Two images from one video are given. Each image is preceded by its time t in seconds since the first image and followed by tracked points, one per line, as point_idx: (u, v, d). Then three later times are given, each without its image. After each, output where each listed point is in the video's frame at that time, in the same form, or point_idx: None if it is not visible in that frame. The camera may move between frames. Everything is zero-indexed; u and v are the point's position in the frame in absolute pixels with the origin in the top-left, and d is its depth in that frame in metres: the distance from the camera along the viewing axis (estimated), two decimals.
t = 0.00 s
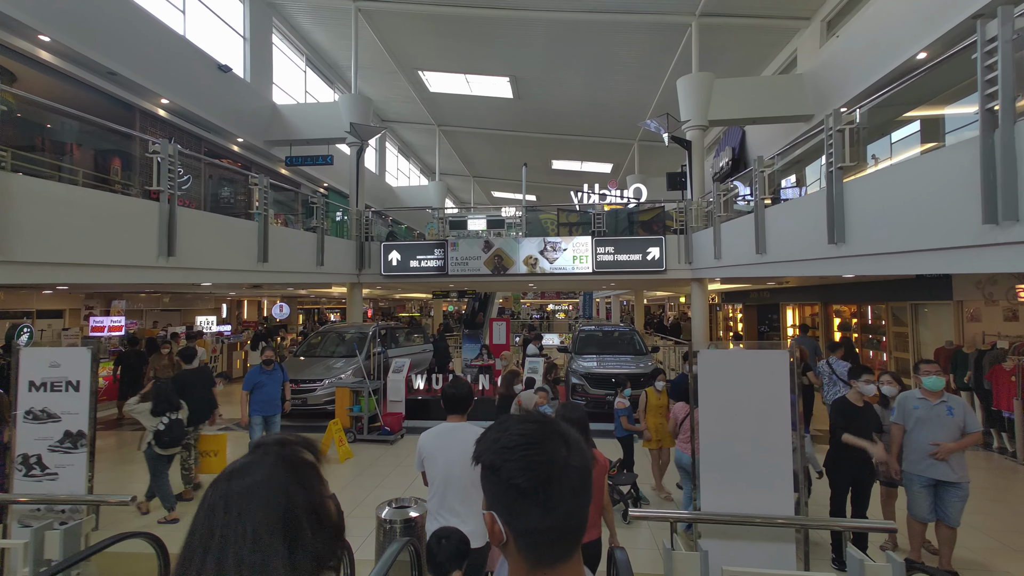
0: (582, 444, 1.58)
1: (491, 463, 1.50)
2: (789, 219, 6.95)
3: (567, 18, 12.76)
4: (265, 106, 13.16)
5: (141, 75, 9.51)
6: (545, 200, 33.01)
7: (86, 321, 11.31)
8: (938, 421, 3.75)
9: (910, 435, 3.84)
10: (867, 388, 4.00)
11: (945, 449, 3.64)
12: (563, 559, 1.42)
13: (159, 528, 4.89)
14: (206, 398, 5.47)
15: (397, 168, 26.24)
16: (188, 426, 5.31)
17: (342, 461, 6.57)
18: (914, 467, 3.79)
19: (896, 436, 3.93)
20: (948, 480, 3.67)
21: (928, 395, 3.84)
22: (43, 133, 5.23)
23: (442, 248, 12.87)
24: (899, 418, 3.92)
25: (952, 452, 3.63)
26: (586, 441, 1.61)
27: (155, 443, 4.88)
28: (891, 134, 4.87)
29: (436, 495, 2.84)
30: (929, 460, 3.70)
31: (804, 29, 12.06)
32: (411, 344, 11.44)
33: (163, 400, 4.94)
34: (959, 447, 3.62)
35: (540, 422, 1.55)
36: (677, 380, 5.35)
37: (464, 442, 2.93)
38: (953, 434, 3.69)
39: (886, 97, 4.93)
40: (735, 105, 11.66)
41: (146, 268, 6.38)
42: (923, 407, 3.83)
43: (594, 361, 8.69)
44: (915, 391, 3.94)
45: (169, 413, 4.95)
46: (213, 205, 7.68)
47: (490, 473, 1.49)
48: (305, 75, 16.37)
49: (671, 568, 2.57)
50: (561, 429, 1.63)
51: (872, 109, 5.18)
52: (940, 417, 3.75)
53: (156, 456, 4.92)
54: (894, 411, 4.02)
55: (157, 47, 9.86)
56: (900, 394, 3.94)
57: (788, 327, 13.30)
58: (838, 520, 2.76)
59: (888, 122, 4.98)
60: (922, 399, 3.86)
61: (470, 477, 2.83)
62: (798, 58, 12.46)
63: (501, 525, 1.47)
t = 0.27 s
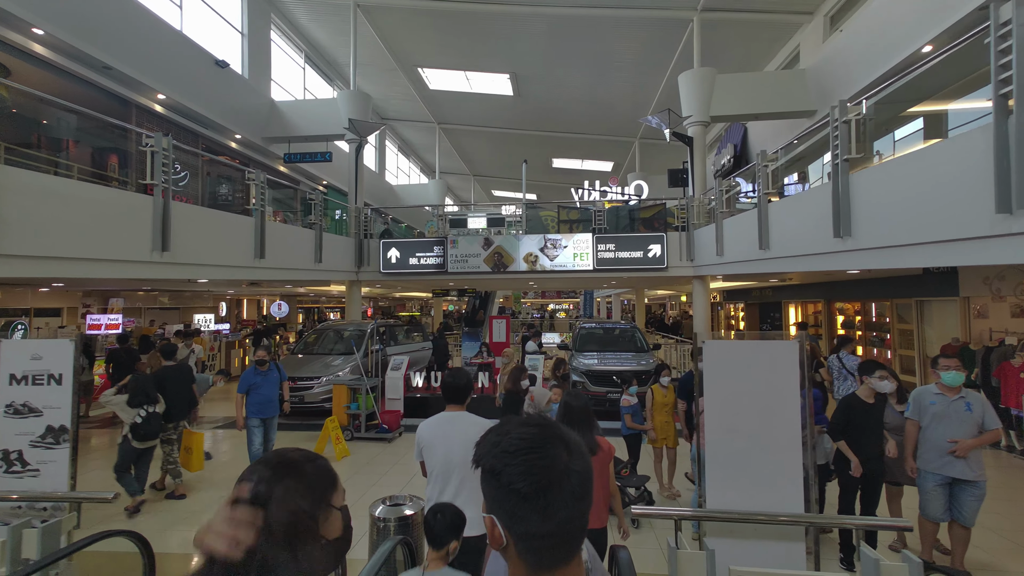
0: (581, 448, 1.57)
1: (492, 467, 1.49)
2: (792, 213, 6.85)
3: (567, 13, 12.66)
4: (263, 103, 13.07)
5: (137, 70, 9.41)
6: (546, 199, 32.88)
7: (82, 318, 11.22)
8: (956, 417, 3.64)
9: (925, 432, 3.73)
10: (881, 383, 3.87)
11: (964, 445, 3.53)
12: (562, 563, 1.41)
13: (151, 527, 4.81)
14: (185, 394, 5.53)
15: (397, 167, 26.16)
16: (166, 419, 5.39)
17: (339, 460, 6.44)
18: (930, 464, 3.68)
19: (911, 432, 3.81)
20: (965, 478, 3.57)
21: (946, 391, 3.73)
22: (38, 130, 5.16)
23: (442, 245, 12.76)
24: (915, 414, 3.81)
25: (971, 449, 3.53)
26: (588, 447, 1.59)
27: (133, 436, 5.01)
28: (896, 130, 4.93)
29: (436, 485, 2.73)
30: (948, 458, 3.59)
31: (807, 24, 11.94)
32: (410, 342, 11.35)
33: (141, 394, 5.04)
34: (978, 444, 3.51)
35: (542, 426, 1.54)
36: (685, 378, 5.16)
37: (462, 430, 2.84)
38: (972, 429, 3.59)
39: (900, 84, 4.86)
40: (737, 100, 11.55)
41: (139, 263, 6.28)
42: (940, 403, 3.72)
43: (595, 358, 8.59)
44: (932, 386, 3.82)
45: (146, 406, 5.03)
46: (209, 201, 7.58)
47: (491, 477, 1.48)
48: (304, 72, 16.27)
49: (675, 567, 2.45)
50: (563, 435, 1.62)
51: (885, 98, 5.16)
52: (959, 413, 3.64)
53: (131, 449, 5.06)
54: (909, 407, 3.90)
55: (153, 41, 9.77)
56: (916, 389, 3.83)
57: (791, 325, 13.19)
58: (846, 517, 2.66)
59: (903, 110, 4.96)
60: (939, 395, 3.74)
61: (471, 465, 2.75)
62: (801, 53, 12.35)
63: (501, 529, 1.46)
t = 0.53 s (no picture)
0: (584, 450, 1.48)
1: (491, 469, 1.41)
2: (796, 208, 6.76)
3: (568, 9, 12.55)
4: (262, 99, 12.98)
5: (134, 65, 9.33)
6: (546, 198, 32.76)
7: (80, 316, 11.18)
8: (976, 414, 3.54)
9: (941, 428, 3.63)
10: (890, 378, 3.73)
11: (986, 442, 3.42)
12: (565, 568, 1.33)
13: (144, 527, 4.74)
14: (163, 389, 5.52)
15: (398, 165, 26.09)
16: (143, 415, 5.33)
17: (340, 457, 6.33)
18: (947, 463, 3.58)
19: (927, 429, 3.71)
20: (984, 477, 3.47)
21: (964, 386, 3.62)
22: (35, 126, 5.18)
23: (442, 243, 12.68)
24: (932, 411, 3.70)
25: (992, 447, 3.42)
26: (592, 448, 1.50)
27: (110, 432, 4.92)
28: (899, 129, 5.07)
29: (429, 473, 2.85)
30: (968, 455, 3.49)
31: (810, 19, 11.83)
32: (410, 340, 11.27)
33: (118, 389, 4.97)
34: (999, 441, 3.41)
35: (543, 426, 1.45)
36: (692, 376, 5.05)
37: (455, 419, 2.91)
38: (991, 427, 3.49)
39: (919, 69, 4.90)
40: (739, 96, 11.45)
41: (133, 257, 6.19)
42: (958, 399, 3.61)
43: (596, 356, 8.48)
44: (948, 381, 3.72)
45: (124, 401, 4.96)
46: (206, 196, 7.48)
47: (491, 479, 1.40)
48: (303, 69, 16.19)
49: (680, 567, 2.35)
50: (565, 435, 1.52)
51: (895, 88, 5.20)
52: (978, 410, 3.54)
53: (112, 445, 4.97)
54: (924, 403, 3.80)
55: (150, 36, 9.69)
56: (933, 385, 3.72)
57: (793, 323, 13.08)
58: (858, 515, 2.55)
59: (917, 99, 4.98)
60: (957, 391, 3.63)
61: (464, 452, 2.85)
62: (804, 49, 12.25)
63: (504, 532, 1.38)
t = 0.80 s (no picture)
0: (583, 445, 1.38)
1: (486, 464, 1.32)
2: (802, 201, 6.64)
3: (568, 4, 12.45)
4: (260, 96, 12.89)
5: (130, 60, 9.24)
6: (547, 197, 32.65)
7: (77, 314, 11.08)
8: (993, 409, 3.44)
9: (957, 424, 3.53)
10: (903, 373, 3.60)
11: (1006, 438, 3.32)
12: (565, 567, 1.23)
13: (137, 525, 4.67)
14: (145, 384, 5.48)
15: (398, 164, 25.98)
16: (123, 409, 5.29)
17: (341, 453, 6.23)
18: (964, 460, 3.47)
19: (942, 425, 3.61)
20: (1003, 474, 3.37)
21: (981, 381, 3.52)
22: (32, 123, 5.12)
23: (442, 240, 12.58)
24: (948, 407, 3.60)
25: (1013, 443, 3.32)
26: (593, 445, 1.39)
27: (83, 426, 4.92)
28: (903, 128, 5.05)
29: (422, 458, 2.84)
30: (987, 452, 3.38)
31: (813, 14, 11.73)
32: (409, 338, 11.16)
33: (94, 382, 4.96)
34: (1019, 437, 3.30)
35: (541, 420, 1.36)
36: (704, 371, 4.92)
37: (447, 405, 2.90)
38: (1010, 423, 3.40)
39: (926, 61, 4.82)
40: (742, 91, 11.35)
41: (127, 251, 6.09)
42: (975, 394, 3.51)
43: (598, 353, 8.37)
44: (964, 376, 3.62)
45: (98, 395, 4.95)
46: (202, 191, 7.39)
47: (486, 474, 1.31)
48: (302, 66, 16.09)
49: (688, 566, 2.24)
50: (565, 431, 1.42)
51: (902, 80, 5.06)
52: (995, 405, 3.44)
53: (85, 438, 4.99)
54: (938, 398, 3.69)
55: (147, 30, 9.60)
56: (948, 379, 3.61)
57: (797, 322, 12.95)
58: (870, 510, 2.42)
59: (924, 91, 4.91)
60: (974, 385, 3.52)
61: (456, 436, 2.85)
62: (808, 44, 12.12)
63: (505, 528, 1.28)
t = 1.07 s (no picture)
0: (577, 441, 1.36)
1: (482, 460, 1.32)
2: (807, 194, 6.52)
3: None
4: (258, 92, 12.79)
5: (126, 54, 9.13)
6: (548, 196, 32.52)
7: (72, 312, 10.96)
8: (1012, 406, 3.34)
9: (974, 422, 3.44)
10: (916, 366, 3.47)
11: None
12: (562, 562, 1.19)
13: (127, 524, 4.59)
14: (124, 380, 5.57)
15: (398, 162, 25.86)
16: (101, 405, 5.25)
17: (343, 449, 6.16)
18: (982, 459, 3.37)
19: (959, 423, 3.52)
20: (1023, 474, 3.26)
21: (999, 377, 3.41)
22: (29, 118, 5.15)
23: (441, 237, 12.48)
24: (964, 404, 3.50)
25: None
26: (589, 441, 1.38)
27: (64, 419, 4.84)
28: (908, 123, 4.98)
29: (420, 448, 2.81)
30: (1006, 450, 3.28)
31: (817, 9, 11.62)
32: (408, 335, 11.05)
33: (76, 375, 4.91)
34: None
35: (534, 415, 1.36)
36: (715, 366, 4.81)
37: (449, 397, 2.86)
38: None
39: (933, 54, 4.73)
40: (745, 87, 11.24)
41: (120, 245, 5.99)
42: (992, 391, 3.41)
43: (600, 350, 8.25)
44: (980, 371, 3.52)
45: (81, 389, 4.90)
46: (198, 186, 7.29)
47: (482, 469, 1.30)
48: (301, 63, 15.98)
49: (696, 566, 2.15)
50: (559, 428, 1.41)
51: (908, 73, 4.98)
52: (1014, 402, 3.34)
53: (68, 433, 4.88)
54: (954, 395, 3.59)
55: (144, 25, 9.50)
56: (964, 375, 3.51)
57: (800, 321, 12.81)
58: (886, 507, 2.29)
59: (927, 87, 4.83)
60: (991, 381, 3.42)
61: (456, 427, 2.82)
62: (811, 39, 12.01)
63: (502, 525, 1.25)
